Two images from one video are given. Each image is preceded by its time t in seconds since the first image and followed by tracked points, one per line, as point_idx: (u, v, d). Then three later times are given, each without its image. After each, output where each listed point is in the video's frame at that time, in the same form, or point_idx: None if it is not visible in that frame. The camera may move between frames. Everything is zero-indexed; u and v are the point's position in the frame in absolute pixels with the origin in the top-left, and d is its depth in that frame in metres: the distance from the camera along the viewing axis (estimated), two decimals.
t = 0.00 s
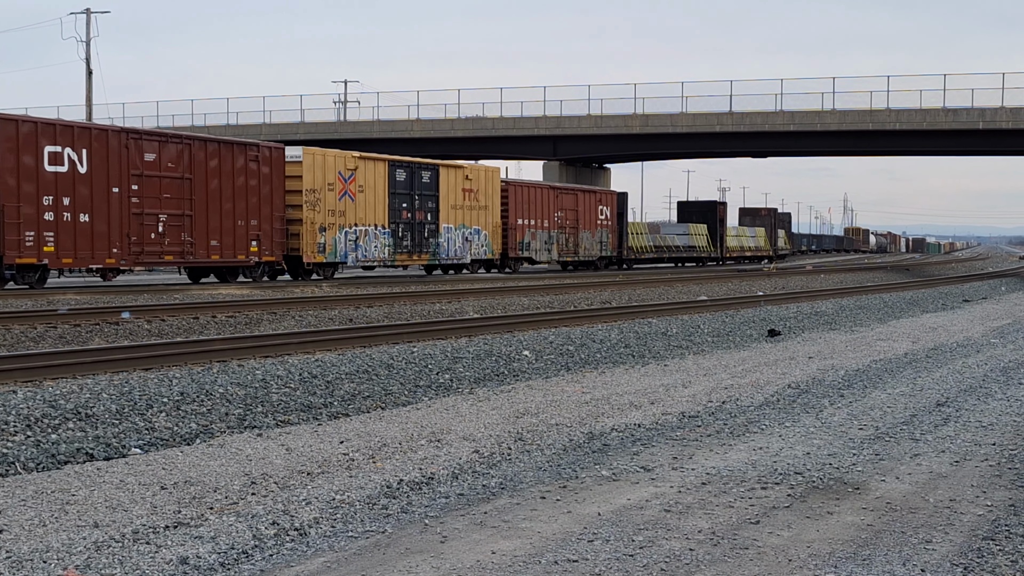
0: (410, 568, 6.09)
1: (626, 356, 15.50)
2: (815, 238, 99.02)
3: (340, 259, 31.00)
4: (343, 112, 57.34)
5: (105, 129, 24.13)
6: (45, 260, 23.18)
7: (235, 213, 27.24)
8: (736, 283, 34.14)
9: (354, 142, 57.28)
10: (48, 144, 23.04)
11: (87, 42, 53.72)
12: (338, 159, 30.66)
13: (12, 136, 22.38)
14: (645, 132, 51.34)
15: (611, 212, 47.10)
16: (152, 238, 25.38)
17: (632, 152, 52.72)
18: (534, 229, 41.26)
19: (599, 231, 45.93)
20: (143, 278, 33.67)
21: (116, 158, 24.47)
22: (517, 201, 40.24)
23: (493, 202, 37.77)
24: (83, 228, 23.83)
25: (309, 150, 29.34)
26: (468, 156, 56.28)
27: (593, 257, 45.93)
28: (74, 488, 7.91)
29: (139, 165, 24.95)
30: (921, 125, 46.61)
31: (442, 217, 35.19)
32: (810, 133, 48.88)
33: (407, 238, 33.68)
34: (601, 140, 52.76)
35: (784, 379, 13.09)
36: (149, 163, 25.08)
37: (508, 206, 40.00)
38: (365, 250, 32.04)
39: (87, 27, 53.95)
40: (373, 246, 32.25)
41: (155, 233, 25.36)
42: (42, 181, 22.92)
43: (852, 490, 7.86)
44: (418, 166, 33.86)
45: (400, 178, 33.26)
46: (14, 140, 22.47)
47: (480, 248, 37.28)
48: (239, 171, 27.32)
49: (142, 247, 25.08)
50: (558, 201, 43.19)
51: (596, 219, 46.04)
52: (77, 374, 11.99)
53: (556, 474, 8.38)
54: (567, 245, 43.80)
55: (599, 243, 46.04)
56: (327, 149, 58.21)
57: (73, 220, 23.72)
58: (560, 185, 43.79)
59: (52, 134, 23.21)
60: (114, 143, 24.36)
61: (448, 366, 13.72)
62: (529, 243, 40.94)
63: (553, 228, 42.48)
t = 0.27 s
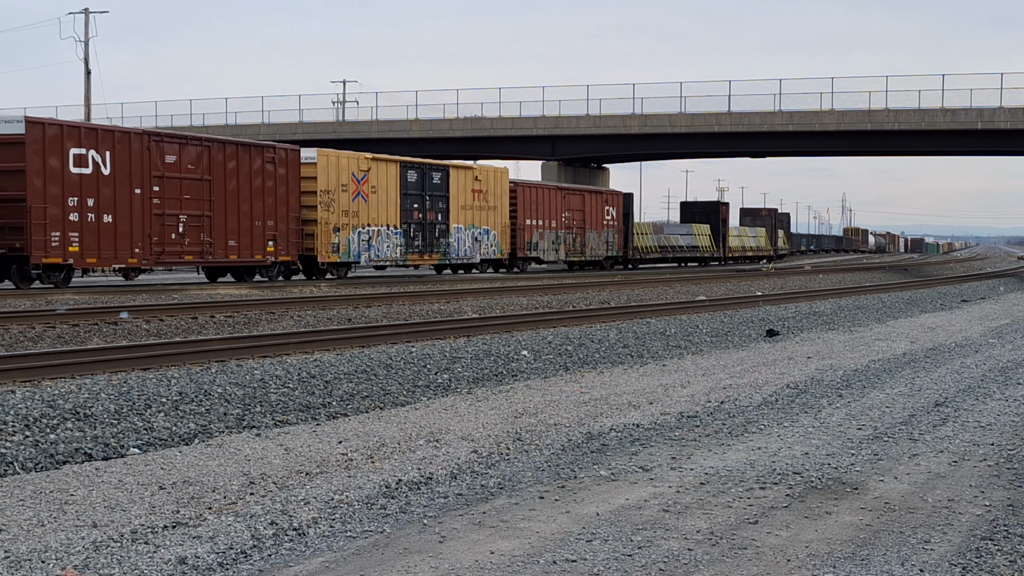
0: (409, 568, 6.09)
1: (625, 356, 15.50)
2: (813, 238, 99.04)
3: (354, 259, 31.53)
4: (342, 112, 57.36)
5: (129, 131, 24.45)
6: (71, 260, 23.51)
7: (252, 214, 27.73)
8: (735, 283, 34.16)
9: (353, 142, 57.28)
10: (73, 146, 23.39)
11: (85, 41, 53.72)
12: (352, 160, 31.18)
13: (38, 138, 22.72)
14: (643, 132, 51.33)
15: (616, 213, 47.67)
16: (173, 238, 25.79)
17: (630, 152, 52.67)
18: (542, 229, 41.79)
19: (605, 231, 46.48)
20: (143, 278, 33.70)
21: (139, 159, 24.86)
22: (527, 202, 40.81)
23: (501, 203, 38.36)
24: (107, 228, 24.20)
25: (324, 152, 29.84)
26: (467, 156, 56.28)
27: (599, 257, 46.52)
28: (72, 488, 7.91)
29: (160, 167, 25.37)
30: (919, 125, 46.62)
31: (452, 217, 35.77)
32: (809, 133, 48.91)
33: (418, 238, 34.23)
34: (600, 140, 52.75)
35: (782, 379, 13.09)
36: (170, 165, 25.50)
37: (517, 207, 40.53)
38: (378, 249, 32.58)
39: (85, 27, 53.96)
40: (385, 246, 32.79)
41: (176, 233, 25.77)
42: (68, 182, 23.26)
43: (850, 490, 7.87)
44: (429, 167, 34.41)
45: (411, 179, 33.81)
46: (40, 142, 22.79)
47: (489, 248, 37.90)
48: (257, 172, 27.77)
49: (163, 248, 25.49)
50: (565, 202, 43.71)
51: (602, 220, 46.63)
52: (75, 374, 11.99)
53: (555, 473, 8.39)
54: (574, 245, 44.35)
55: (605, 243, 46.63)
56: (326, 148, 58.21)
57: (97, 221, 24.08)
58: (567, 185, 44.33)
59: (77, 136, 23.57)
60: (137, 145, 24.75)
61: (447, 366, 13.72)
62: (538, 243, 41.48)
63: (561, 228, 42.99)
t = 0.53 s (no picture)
0: (408, 568, 6.09)
1: (623, 356, 15.50)
2: (812, 238, 99.00)
3: (367, 258, 32.46)
4: (341, 112, 57.38)
5: (149, 134, 25.53)
6: (95, 260, 24.49)
7: (268, 215, 28.72)
8: (733, 283, 34.19)
9: (352, 142, 57.31)
10: (97, 149, 24.35)
11: (84, 41, 53.71)
12: (364, 162, 32.13)
13: (64, 142, 23.63)
14: (641, 133, 51.32)
15: (623, 214, 48.46)
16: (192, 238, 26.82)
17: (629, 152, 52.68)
18: (550, 230, 42.69)
19: (611, 231, 47.25)
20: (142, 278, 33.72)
21: (158, 162, 25.87)
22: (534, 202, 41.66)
23: (509, 203, 39.35)
24: (128, 229, 25.21)
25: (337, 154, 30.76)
26: (466, 156, 56.28)
27: (606, 257, 47.28)
28: (71, 487, 7.91)
29: (179, 169, 26.37)
30: (917, 125, 46.64)
31: (462, 218, 36.75)
32: (807, 134, 48.94)
33: (429, 238, 35.21)
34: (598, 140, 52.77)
35: (781, 379, 13.09)
36: (189, 167, 26.54)
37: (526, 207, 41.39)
38: (390, 249, 33.53)
39: (84, 27, 53.96)
40: (397, 245, 33.77)
41: (194, 233, 26.79)
42: (92, 183, 24.23)
43: (848, 490, 7.87)
44: (439, 168, 35.38)
45: (422, 180, 34.77)
46: (65, 145, 23.71)
47: (497, 248, 38.91)
48: (272, 174, 28.77)
49: (183, 248, 26.52)
50: (572, 203, 44.56)
51: (608, 220, 47.40)
52: (74, 374, 11.99)
53: (554, 473, 8.38)
54: (581, 245, 45.15)
55: (611, 243, 47.42)
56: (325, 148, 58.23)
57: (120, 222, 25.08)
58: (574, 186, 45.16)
59: (100, 139, 24.52)
60: (157, 148, 25.74)
61: (445, 366, 13.72)
62: (545, 243, 42.36)
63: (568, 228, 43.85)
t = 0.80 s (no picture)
0: (406, 567, 6.09)
1: (622, 356, 15.51)
2: (811, 238, 98.99)
3: (379, 258, 33.03)
4: (341, 112, 57.39)
5: (169, 137, 26.21)
6: (118, 260, 25.17)
7: (284, 215, 29.34)
8: (732, 283, 34.20)
9: (351, 142, 57.33)
10: (120, 151, 25.07)
11: (82, 42, 53.71)
12: (376, 163, 32.71)
13: (88, 144, 24.35)
14: (640, 133, 51.30)
15: (628, 214, 48.90)
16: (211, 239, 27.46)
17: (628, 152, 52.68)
18: (556, 230, 43.24)
19: (617, 231, 47.71)
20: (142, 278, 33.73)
21: (179, 164, 26.55)
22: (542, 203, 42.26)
23: (518, 204, 40.00)
24: (150, 229, 25.88)
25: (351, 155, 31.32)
26: (465, 156, 56.27)
27: (612, 257, 47.75)
28: (70, 487, 7.92)
29: (199, 171, 27.03)
30: (916, 125, 46.63)
31: (472, 218, 37.35)
32: (806, 134, 48.93)
33: (440, 238, 35.80)
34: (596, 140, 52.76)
35: (780, 379, 13.09)
36: (208, 169, 27.19)
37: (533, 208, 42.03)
38: (402, 249, 34.10)
39: (83, 27, 53.97)
40: (408, 245, 34.34)
41: (214, 234, 27.42)
42: (116, 185, 24.94)
43: (847, 490, 7.87)
44: (450, 169, 35.97)
45: (433, 181, 35.36)
46: (89, 148, 24.41)
47: (506, 248, 39.55)
48: (289, 175, 29.42)
49: (202, 248, 27.15)
50: (578, 203, 45.05)
51: (614, 221, 47.87)
52: (72, 374, 11.99)
53: (552, 473, 8.39)
54: (587, 245, 45.65)
55: (617, 243, 47.90)
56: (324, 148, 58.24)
57: (141, 222, 25.78)
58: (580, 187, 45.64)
59: (123, 142, 25.23)
60: (178, 150, 26.43)
61: (444, 366, 13.72)
62: (553, 243, 42.95)
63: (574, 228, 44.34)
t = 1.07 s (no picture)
0: (404, 568, 6.09)
1: (620, 356, 15.51)
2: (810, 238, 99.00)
3: (392, 258, 33.29)
4: (339, 112, 57.42)
5: (190, 139, 26.57)
6: (139, 260, 25.55)
7: (301, 216, 29.64)
8: (731, 283, 34.21)
9: (351, 142, 57.34)
10: (141, 153, 25.45)
11: (81, 42, 53.72)
12: (389, 165, 32.97)
13: (111, 147, 24.73)
14: (639, 133, 51.30)
15: (634, 215, 49.30)
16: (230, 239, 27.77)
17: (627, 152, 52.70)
18: (564, 230, 43.51)
19: (623, 232, 48.03)
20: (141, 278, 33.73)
21: (198, 166, 26.90)
22: (549, 203, 42.52)
23: (526, 205, 40.35)
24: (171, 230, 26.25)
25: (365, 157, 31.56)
26: (464, 155, 56.27)
27: (618, 257, 48.11)
28: (69, 488, 7.92)
29: (218, 172, 27.37)
30: (915, 125, 46.63)
31: (481, 219, 37.69)
32: (806, 134, 48.92)
33: (450, 239, 36.12)
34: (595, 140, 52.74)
35: (778, 379, 13.09)
36: (227, 170, 27.52)
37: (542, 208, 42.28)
38: (413, 249, 34.39)
39: (82, 27, 53.98)
40: (420, 246, 34.62)
41: (232, 234, 27.74)
42: (138, 186, 25.32)
43: (846, 490, 7.87)
44: (460, 171, 36.27)
45: (444, 183, 35.64)
46: (112, 150, 24.81)
47: (515, 248, 39.90)
48: (304, 176, 29.73)
49: (221, 248, 27.47)
50: (585, 204, 45.33)
51: (620, 221, 48.20)
52: (71, 374, 12.00)
53: (551, 474, 8.38)
54: (594, 246, 45.97)
55: (623, 244, 48.24)
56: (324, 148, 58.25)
57: (162, 223, 26.15)
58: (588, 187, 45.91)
59: (145, 144, 25.61)
60: (197, 152, 26.78)
61: (443, 366, 13.72)
62: (560, 244, 43.22)
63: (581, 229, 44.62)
